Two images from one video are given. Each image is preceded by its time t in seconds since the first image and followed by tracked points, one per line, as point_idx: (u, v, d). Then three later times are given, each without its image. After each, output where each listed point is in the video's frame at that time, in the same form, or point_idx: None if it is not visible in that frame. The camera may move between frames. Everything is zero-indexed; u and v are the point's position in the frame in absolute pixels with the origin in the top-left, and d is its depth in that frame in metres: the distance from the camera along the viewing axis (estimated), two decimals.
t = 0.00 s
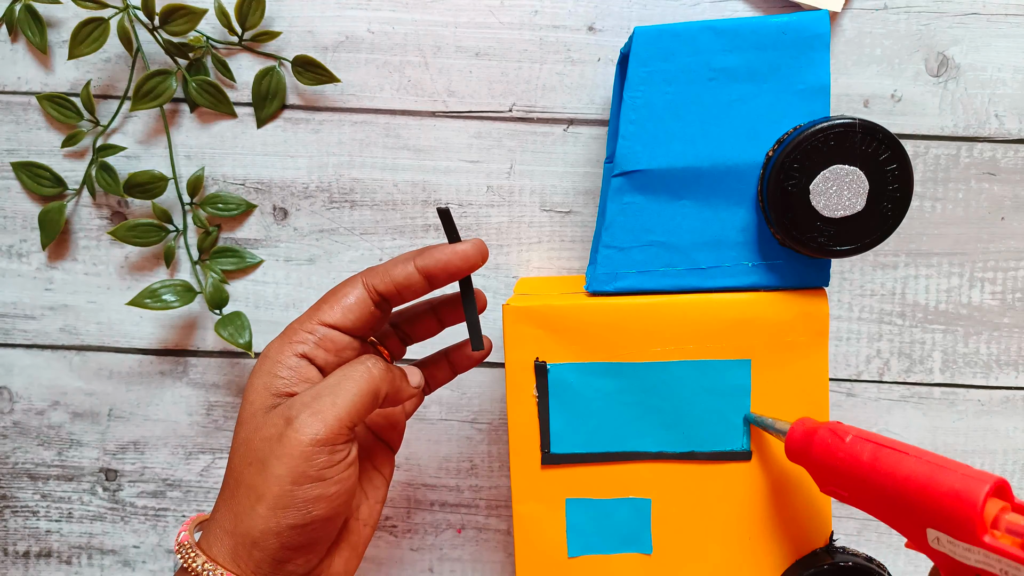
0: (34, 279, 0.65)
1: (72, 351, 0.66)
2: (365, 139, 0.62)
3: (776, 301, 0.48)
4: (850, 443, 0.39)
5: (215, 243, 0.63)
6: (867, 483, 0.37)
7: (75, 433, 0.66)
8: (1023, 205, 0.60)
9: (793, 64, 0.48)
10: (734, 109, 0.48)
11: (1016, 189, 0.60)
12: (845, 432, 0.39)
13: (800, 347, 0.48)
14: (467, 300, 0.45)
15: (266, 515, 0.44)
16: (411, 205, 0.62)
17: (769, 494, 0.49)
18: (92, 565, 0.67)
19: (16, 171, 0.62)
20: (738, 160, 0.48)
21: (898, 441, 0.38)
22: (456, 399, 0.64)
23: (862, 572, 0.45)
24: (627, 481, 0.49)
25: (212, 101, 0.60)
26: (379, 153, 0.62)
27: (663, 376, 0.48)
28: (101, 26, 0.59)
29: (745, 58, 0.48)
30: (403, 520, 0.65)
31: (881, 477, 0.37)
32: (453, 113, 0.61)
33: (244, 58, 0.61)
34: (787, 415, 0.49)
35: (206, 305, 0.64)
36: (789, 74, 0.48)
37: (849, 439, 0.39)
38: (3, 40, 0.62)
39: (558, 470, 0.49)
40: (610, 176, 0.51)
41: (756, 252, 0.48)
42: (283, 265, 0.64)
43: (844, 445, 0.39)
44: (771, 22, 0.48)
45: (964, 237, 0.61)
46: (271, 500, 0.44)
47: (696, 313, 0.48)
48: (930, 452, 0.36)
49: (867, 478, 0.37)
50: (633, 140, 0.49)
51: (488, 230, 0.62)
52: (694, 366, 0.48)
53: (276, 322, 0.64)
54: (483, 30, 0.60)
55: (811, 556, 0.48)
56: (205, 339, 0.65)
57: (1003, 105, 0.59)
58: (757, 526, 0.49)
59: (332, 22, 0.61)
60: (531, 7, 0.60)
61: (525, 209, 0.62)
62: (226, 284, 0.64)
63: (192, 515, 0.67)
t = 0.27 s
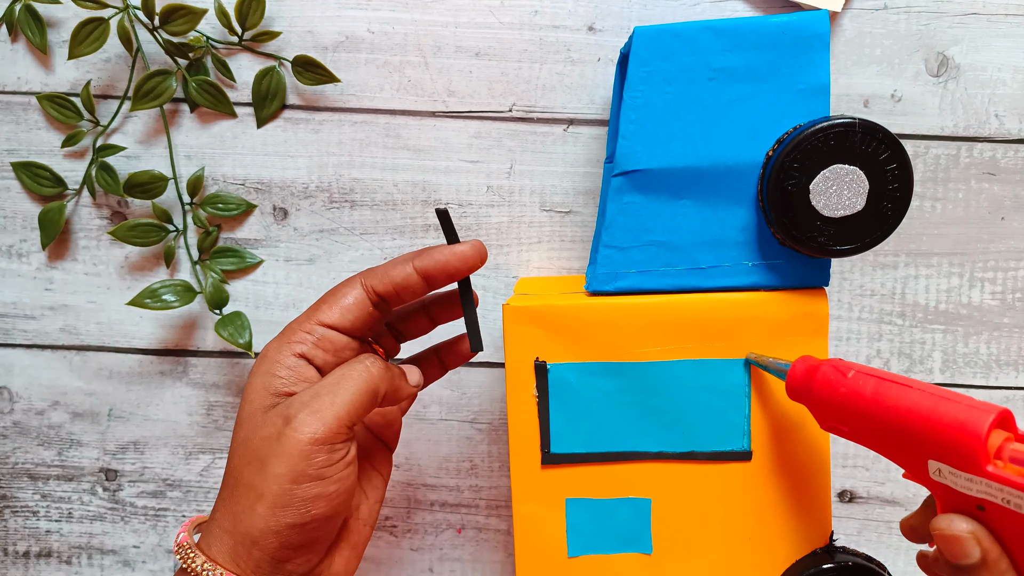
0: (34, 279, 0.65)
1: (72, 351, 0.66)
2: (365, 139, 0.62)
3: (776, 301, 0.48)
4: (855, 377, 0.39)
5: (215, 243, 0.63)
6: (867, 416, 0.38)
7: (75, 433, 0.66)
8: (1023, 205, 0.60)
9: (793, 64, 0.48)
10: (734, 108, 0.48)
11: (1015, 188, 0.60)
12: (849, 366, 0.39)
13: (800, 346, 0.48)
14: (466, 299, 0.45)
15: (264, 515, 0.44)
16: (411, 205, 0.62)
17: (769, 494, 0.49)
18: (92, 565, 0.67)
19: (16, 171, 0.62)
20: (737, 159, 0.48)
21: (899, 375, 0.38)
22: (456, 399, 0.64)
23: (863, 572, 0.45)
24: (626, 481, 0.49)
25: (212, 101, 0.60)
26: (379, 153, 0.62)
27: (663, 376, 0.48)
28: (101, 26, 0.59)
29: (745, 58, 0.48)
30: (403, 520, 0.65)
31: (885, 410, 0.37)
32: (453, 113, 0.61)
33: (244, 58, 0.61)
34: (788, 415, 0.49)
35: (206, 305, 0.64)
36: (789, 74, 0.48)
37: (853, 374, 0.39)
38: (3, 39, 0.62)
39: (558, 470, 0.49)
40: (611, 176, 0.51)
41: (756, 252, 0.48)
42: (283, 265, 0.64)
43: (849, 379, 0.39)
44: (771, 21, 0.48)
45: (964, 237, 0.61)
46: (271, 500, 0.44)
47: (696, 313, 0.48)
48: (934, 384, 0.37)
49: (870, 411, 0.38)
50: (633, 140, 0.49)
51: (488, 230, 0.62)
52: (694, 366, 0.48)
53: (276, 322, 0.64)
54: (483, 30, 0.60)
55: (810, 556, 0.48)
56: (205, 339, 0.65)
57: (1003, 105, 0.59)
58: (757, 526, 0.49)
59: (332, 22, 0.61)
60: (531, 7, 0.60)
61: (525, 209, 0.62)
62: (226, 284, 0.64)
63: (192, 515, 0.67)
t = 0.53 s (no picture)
0: (34, 279, 0.65)
1: (72, 351, 0.66)
2: (365, 139, 0.62)
3: (777, 301, 0.48)
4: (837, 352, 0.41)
5: (215, 243, 0.63)
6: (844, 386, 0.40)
7: (75, 433, 0.66)
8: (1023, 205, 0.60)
9: (793, 64, 0.48)
10: (734, 109, 0.48)
11: (1016, 188, 0.60)
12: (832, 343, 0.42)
13: (801, 346, 0.48)
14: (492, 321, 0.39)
15: None
16: (411, 205, 0.63)
17: (769, 494, 0.49)
18: (92, 565, 0.67)
19: (16, 171, 0.62)
20: (737, 160, 0.48)
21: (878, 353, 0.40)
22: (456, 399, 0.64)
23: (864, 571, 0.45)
24: (627, 481, 0.49)
25: (212, 100, 0.60)
26: (379, 153, 0.62)
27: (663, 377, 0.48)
28: (101, 26, 0.59)
29: (745, 58, 0.48)
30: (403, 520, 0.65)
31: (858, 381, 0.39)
32: (453, 113, 0.61)
33: (244, 58, 0.61)
34: (788, 415, 0.49)
35: (206, 305, 0.64)
36: (789, 74, 0.48)
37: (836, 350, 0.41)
38: (3, 40, 0.62)
39: (558, 471, 0.49)
40: (611, 176, 0.51)
41: (756, 252, 0.48)
42: (283, 265, 0.64)
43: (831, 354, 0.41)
44: (771, 21, 0.48)
45: (964, 237, 0.61)
46: None
47: (696, 313, 0.48)
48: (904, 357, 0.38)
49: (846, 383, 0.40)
50: (633, 140, 0.49)
51: (488, 230, 0.62)
52: (694, 366, 0.48)
53: (276, 322, 0.64)
54: (483, 30, 0.60)
55: (812, 557, 0.48)
56: (205, 339, 0.65)
57: (1003, 105, 0.59)
58: (757, 527, 0.49)
59: (332, 22, 0.61)
60: (531, 7, 0.60)
61: (525, 209, 0.62)
62: (226, 284, 0.64)
63: (192, 515, 0.67)
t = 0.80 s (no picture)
0: (34, 279, 0.65)
1: (72, 351, 0.66)
2: (365, 139, 0.62)
3: (777, 301, 0.48)
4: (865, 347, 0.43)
5: (215, 243, 0.63)
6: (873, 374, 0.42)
7: (75, 433, 0.66)
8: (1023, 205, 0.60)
9: (793, 65, 0.48)
10: (734, 109, 0.48)
11: (1015, 189, 0.60)
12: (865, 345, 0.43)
13: (801, 346, 0.48)
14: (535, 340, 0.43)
15: None
16: (410, 205, 0.63)
17: (769, 494, 0.49)
18: (92, 565, 0.67)
19: (15, 171, 0.62)
20: (737, 160, 0.48)
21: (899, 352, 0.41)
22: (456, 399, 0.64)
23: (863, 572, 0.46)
24: (627, 481, 0.49)
25: (212, 100, 0.60)
26: (379, 153, 0.62)
27: (663, 376, 0.48)
28: (101, 26, 0.59)
29: (745, 58, 0.48)
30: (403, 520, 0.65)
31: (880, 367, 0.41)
32: (453, 113, 0.61)
33: (244, 58, 0.61)
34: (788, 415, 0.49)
35: (206, 305, 0.64)
36: (789, 74, 0.48)
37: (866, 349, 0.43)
38: (3, 39, 0.62)
39: (559, 470, 0.49)
40: (611, 176, 0.51)
41: (756, 252, 0.48)
42: (283, 265, 0.64)
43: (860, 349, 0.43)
44: (771, 21, 0.48)
45: (964, 237, 0.61)
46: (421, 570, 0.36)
47: (696, 313, 0.48)
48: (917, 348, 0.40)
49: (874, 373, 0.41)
50: (633, 140, 0.49)
51: (488, 230, 0.62)
52: (694, 366, 0.48)
53: (276, 322, 0.64)
54: (483, 30, 0.60)
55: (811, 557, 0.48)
56: (205, 339, 0.65)
57: (1003, 105, 0.59)
58: (757, 527, 0.49)
59: (332, 22, 0.61)
60: (531, 7, 0.60)
61: (525, 209, 0.62)
62: (226, 284, 0.64)
63: (192, 515, 0.67)
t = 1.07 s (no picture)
0: (34, 279, 0.65)
1: (72, 351, 0.66)
2: (365, 139, 0.62)
3: (777, 301, 0.48)
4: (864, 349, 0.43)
5: (215, 243, 0.63)
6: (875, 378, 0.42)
7: (75, 433, 0.66)
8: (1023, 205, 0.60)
9: (793, 65, 0.48)
10: (734, 109, 0.48)
11: (1015, 189, 0.60)
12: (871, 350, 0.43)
13: (800, 346, 0.48)
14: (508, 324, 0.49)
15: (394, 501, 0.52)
16: (410, 205, 0.63)
17: (768, 494, 0.49)
18: (92, 565, 0.67)
19: (15, 171, 0.62)
20: (737, 160, 0.48)
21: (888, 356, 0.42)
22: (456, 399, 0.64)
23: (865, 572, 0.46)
24: (627, 481, 0.49)
25: (212, 101, 0.60)
26: (379, 153, 0.62)
27: (663, 376, 0.48)
28: (101, 26, 0.59)
29: (746, 58, 0.48)
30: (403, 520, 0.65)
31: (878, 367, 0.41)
32: (453, 113, 0.61)
33: (244, 58, 0.61)
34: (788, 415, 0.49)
35: (206, 305, 0.64)
36: (789, 74, 0.48)
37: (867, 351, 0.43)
38: (3, 40, 0.62)
39: (559, 470, 0.49)
40: (611, 176, 0.51)
41: (756, 253, 0.48)
42: (283, 265, 0.64)
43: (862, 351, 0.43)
44: (771, 22, 0.48)
45: (964, 237, 0.61)
46: (420, 484, 0.46)
47: (696, 313, 0.48)
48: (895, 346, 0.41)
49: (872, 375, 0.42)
50: (633, 140, 0.49)
51: (488, 230, 0.62)
52: (694, 366, 0.48)
53: (276, 322, 0.64)
54: (483, 30, 0.60)
55: (812, 556, 0.48)
56: (205, 339, 0.65)
57: (1003, 105, 0.59)
58: (757, 527, 0.49)
59: (332, 22, 0.61)
60: (531, 7, 0.60)
61: (525, 209, 0.62)
62: (226, 284, 0.64)
63: (192, 515, 0.67)
